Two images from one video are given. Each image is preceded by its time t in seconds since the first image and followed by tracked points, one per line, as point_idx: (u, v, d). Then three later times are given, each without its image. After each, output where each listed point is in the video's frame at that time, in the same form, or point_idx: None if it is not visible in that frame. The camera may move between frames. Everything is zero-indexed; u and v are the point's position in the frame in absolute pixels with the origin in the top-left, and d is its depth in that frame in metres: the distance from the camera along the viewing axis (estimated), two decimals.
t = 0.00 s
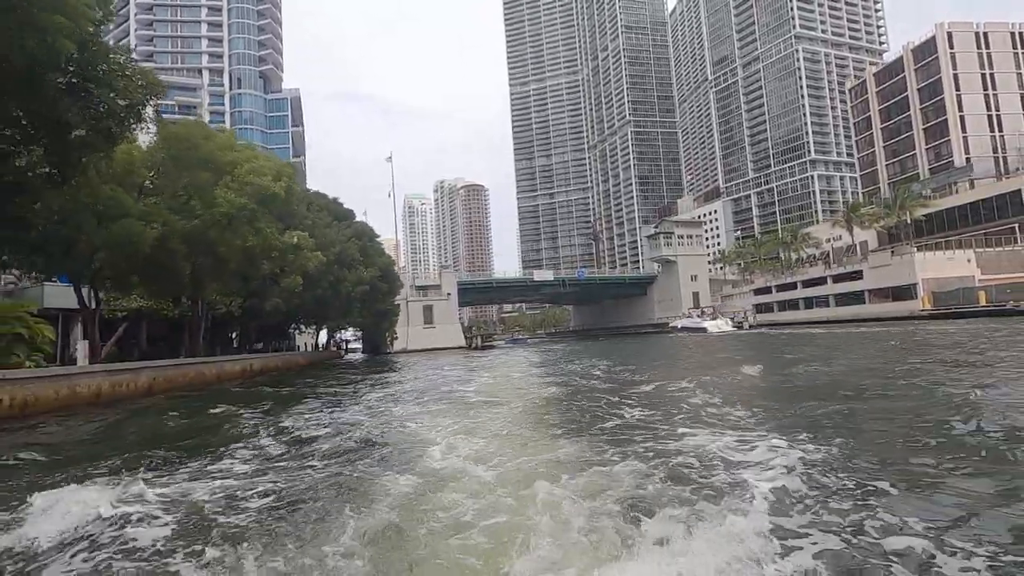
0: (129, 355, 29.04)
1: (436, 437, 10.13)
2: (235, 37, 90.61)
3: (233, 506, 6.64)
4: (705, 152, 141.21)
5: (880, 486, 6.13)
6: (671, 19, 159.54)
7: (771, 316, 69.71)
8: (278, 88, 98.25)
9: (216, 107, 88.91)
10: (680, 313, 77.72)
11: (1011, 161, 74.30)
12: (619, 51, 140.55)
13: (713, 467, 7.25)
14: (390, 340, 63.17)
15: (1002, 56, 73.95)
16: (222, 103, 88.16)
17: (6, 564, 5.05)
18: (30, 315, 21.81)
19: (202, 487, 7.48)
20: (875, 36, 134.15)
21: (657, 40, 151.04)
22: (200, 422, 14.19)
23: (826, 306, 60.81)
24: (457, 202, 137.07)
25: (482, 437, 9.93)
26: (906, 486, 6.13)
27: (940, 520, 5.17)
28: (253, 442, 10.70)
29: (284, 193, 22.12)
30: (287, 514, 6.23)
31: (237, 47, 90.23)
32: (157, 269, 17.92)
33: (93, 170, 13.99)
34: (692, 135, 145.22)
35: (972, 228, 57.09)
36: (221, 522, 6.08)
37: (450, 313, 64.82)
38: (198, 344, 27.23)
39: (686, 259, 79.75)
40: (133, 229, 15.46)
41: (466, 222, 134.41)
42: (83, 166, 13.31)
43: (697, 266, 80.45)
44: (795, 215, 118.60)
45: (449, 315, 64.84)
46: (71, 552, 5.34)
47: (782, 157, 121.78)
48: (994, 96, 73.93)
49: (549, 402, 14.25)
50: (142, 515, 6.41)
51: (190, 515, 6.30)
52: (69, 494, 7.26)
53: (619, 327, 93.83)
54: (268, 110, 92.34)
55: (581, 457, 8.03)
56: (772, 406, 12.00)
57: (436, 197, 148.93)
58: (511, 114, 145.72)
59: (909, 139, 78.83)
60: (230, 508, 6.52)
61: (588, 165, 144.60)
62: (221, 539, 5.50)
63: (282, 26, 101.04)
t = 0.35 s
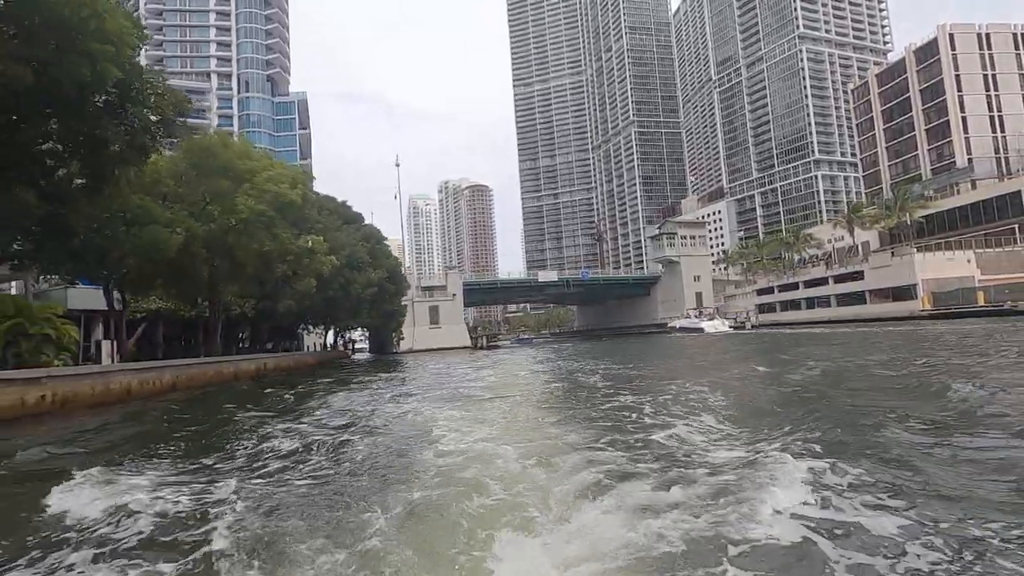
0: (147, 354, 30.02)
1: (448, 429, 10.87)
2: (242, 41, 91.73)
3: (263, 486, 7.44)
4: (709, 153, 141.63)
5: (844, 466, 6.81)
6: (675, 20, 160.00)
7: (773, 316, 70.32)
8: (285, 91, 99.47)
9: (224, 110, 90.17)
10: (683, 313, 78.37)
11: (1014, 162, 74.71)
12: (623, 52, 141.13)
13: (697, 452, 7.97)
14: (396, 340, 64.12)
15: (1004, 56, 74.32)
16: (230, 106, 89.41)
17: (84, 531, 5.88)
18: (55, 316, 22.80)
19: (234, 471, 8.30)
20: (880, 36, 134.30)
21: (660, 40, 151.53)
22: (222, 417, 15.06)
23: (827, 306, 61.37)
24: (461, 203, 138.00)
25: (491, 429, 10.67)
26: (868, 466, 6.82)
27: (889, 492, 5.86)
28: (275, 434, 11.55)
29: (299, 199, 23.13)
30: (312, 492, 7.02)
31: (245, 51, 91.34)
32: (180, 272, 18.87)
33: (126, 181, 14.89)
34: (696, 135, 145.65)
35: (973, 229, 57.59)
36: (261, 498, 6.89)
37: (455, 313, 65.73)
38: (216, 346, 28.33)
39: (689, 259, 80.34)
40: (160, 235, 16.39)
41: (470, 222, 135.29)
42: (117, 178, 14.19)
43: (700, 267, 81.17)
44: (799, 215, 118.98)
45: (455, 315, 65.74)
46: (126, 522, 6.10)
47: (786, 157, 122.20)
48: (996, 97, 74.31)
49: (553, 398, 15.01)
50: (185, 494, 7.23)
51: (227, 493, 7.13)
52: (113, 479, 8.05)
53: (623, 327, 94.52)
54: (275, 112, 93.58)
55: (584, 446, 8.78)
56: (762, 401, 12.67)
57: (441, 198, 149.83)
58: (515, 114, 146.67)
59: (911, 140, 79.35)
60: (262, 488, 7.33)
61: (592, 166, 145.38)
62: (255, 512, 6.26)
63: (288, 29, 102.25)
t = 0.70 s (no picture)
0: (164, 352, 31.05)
1: (459, 421, 11.72)
2: (251, 45, 93.06)
3: (290, 471, 8.18)
4: (714, 153, 141.95)
5: (819, 453, 7.39)
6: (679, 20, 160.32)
7: (777, 316, 70.84)
8: (293, 95, 100.81)
9: (233, 113, 91.43)
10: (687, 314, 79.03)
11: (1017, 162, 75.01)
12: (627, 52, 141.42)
13: (687, 439, 8.79)
14: (403, 340, 65.08)
15: (1008, 57, 74.58)
16: (239, 109, 90.65)
17: (154, 496, 6.89)
18: (82, 317, 23.92)
19: (269, 454, 9.28)
20: (885, 36, 134.27)
21: (665, 40, 151.73)
22: (242, 413, 15.86)
23: (829, 306, 62.03)
24: (465, 203, 138.79)
25: (499, 420, 11.50)
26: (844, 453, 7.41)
27: (856, 472, 6.47)
28: (294, 428, 12.29)
29: (313, 205, 24.21)
30: (339, 471, 7.90)
31: (253, 55, 92.57)
32: (201, 273, 20.01)
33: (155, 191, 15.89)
34: (700, 135, 146.00)
35: (974, 229, 58.06)
36: (296, 476, 7.82)
37: (462, 314, 66.61)
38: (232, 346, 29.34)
39: (693, 260, 80.96)
40: (185, 240, 17.44)
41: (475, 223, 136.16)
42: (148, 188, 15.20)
43: (704, 267, 81.58)
44: (804, 215, 119.26)
45: (461, 316, 66.64)
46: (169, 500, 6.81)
47: (791, 157, 122.51)
48: (999, 98, 74.65)
49: (557, 395, 15.80)
50: (218, 477, 7.96)
51: (265, 472, 8.04)
52: (149, 465, 8.78)
53: (627, 327, 95.19)
54: (283, 115, 94.88)
55: (584, 433, 9.58)
56: (755, 398, 13.26)
57: (446, 199, 150.90)
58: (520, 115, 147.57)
59: (914, 141, 79.75)
60: (289, 472, 8.08)
61: (596, 166, 146.15)
62: (284, 493, 6.99)
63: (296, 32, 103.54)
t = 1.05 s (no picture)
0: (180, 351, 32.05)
1: (469, 413, 12.54)
2: (259, 49, 94.22)
3: (319, 455, 9.01)
4: (718, 153, 142.24)
5: (799, 440, 8.08)
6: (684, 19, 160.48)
7: (779, 315, 71.47)
8: (300, 97, 101.99)
9: (241, 115, 92.55)
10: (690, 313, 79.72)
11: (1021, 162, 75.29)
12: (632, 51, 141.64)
13: (681, 429, 9.57)
14: (410, 339, 66.08)
15: (1011, 57, 74.80)
16: (247, 111, 91.83)
17: (204, 475, 7.73)
18: (106, 317, 24.87)
19: (298, 442, 10.11)
20: (890, 35, 134.15)
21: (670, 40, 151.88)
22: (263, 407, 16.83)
23: (831, 306, 62.64)
24: (470, 202, 139.60)
25: (507, 413, 12.31)
26: (817, 441, 8.12)
27: (822, 455, 7.20)
28: (312, 421, 13.13)
29: (326, 210, 25.25)
30: (364, 454, 8.72)
31: (261, 58, 93.75)
32: (221, 275, 20.96)
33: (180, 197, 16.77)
34: (705, 134, 146.23)
35: (976, 229, 58.56)
36: (326, 457, 8.64)
37: (467, 313, 67.55)
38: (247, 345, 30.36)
39: (696, 260, 81.58)
40: (206, 244, 18.36)
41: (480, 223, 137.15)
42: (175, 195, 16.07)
43: (707, 267, 82.08)
44: (808, 215, 119.68)
45: (466, 316, 67.60)
46: (207, 480, 7.66)
47: (795, 156, 122.77)
48: (1002, 98, 74.86)
49: (561, 391, 16.61)
50: (248, 461, 8.81)
51: (298, 456, 8.86)
52: (186, 453, 9.60)
53: (631, 327, 95.90)
54: (291, 117, 96.06)
55: (587, 424, 10.36)
56: (747, 395, 13.96)
57: (451, 199, 151.89)
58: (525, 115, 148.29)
59: (917, 141, 80.07)
60: (312, 454, 8.92)
61: (601, 165, 146.73)
62: (310, 470, 7.84)
63: (303, 35, 104.75)
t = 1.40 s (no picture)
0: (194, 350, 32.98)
1: (478, 410, 13.32)
2: (265, 51, 95.30)
3: (343, 447, 9.83)
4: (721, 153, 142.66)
5: (781, 436, 8.83)
6: (687, 19, 160.66)
7: (780, 315, 72.11)
8: (306, 99, 103.14)
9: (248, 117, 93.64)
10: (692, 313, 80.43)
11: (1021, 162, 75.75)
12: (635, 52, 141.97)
13: (676, 425, 10.31)
14: (415, 339, 67.06)
15: (1013, 58, 75.19)
16: (254, 113, 92.99)
17: (242, 463, 8.57)
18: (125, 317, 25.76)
19: (320, 436, 10.94)
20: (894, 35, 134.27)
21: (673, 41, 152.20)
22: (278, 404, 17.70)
23: (831, 306, 63.25)
24: (473, 202, 140.38)
25: (513, 410, 13.09)
26: (793, 437, 8.84)
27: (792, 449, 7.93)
28: (326, 417, 13.95)
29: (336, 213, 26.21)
30: (383, 446, 9.52)
31: (267, 60, 94.87)
32: (237, 278, 21.91)
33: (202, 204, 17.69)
34: (708, 134, 146.62)
35: (975, 230, 59.05)
36: (349, 450, 9.45)
37: (472, 313, 68.49)
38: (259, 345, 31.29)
39: (698, 260, 82.28)
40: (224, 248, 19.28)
41: (483, 223, 137.93)
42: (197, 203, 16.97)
43: (709, 267, 82.74)
44: (811, 215, 120.21)
45: (471, 315, 68.53)
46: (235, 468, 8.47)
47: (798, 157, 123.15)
48: (1003, 99, 75.32)
49: (565, 389, 17.35)
50: (271, 452, 9.63)
51: (322, 449, 9.67)
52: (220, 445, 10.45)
53: (634, 326, 96.71)
54: (297, 119, 97.19)
55: (589, 421, 11.11)
56: (741, 393, 14.68)
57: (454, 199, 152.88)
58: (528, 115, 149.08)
59: (918, 141, 80.55)
60: (328, 447, 9.71)
61: (604, 165, 147.46)
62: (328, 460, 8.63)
63: (309, 37, 105.89)
